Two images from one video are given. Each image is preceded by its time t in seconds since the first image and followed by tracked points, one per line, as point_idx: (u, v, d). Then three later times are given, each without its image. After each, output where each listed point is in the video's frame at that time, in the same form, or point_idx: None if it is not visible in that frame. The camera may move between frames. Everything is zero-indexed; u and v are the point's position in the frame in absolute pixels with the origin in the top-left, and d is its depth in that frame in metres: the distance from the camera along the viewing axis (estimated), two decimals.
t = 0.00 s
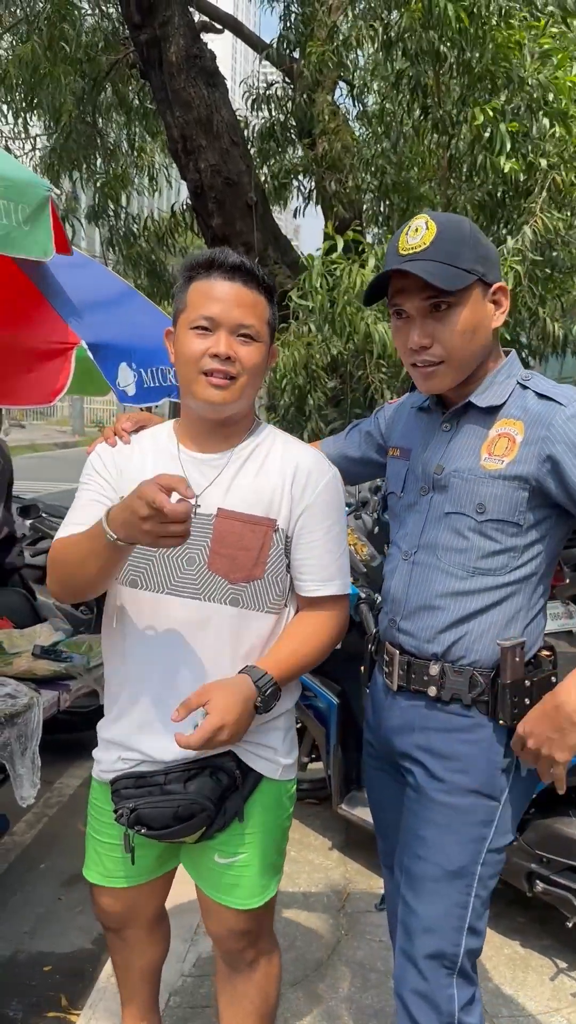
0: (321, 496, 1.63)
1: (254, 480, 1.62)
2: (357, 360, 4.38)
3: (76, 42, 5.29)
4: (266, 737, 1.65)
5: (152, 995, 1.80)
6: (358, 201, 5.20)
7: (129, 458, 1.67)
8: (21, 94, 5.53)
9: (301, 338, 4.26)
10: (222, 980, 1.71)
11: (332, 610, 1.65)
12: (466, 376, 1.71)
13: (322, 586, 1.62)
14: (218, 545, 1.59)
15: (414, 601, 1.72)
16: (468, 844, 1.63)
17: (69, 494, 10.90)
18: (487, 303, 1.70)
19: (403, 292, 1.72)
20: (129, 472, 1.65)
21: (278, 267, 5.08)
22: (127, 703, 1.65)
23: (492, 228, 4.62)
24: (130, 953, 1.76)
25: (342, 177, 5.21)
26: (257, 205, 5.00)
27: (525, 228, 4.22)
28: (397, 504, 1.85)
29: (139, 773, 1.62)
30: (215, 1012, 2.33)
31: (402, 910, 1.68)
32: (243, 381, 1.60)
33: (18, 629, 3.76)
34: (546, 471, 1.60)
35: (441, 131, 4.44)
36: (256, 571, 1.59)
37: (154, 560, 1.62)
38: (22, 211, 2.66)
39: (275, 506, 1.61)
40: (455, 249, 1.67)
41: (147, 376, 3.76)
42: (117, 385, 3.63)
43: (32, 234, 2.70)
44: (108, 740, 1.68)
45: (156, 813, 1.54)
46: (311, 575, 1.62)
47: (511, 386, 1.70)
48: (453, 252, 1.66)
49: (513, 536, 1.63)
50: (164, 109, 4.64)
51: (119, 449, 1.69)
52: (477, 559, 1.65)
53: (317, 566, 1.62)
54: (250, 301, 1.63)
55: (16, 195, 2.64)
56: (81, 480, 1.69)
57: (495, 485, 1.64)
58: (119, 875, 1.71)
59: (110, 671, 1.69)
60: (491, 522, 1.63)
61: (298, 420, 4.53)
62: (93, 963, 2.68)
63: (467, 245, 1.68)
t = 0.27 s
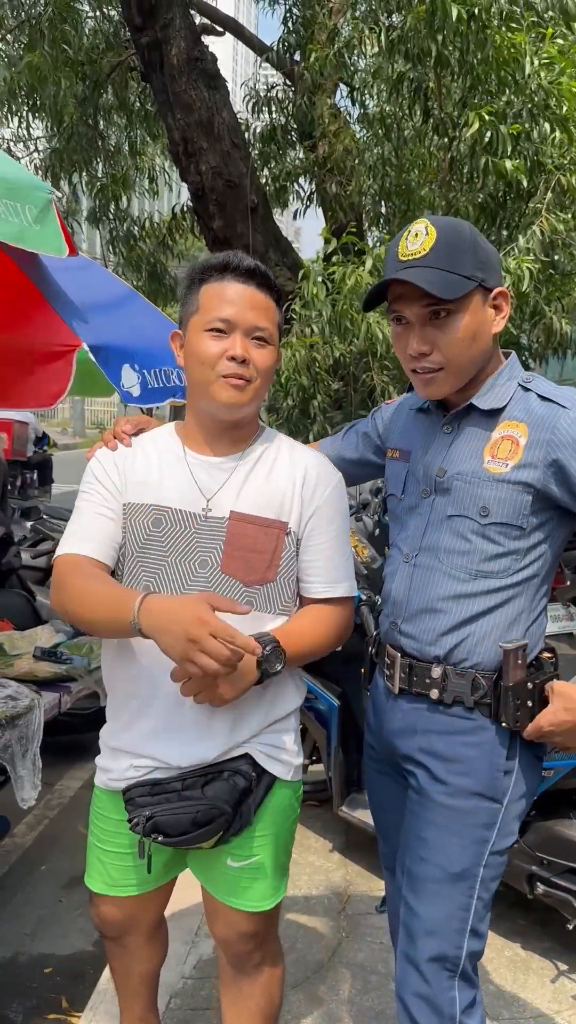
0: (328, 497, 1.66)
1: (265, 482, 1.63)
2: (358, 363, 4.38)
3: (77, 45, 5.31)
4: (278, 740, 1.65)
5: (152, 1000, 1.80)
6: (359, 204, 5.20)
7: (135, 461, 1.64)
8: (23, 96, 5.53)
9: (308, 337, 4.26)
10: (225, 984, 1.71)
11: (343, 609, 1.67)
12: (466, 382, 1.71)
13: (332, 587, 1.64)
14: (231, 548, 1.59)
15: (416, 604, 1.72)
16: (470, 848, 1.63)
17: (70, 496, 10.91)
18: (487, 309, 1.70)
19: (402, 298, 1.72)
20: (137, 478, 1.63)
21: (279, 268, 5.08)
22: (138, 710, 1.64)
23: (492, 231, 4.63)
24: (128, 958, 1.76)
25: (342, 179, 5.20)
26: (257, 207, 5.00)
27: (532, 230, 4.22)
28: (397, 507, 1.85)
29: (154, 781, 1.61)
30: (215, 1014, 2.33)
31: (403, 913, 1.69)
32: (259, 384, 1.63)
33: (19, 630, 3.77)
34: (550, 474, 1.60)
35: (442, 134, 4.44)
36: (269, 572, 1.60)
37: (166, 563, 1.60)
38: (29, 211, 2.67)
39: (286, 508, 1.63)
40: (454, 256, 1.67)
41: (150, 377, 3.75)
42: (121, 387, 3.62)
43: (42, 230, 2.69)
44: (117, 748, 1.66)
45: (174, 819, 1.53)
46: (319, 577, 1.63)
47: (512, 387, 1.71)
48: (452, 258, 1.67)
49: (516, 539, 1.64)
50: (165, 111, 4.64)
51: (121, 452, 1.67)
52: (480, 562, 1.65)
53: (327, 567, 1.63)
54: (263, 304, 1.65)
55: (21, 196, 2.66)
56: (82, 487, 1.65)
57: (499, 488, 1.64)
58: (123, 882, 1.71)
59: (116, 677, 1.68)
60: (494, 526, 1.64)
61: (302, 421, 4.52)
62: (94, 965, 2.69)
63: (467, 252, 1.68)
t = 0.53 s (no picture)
0: (332, 501, 1.68)
1: (270, 486, 1.63)
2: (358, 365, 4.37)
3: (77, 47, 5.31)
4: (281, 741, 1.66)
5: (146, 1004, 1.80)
6: (360, 206, 5.20)
7: (137, 467, 1.64)
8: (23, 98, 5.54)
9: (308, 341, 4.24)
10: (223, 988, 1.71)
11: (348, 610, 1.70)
12: (467, 385, 1.71)
13: (335, 591, 1.66)
14: (237, 556, 1.58)
15: (418, 607, 1.72)
16: (472, 850, 1.63)
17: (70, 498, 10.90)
18: (489, 313, 1.70)
19: (404, 302, 1.71)
20: (140, 484, 1.62)
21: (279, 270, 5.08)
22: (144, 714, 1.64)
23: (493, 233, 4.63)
24: (121, 963, 1.76)
25: (342, 181, 5.19)
26: (258, 209, 5.00)
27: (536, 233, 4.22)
28: (398, 510, 1.85)
29: (163, 782, 1.60)
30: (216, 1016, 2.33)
31: (405, 916, 1.68)
32: (266, 380, 1.63)
33: (19, 632, 3.76)
34: (557, 477, 1.61)
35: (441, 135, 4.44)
36: (275, 579, 1.61)
37: (171, 574, 1.58)
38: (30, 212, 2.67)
39: (291, 513, 1.64)
40: (457, 259, 1.67)
41: (151, 380, 3.76)
42: (122, 390, 3.63)
43: (45, 229, 2.69)
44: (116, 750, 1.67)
45: (183, 820, 1.53)
46: (323, 581, 1.65)
47: (513, 390, 1.72)
48: (455, 262, 1.66)
49: (521, 542, 1.64)
50: (165, 113, 4.64)
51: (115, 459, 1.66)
52: (484, 565, 1.64)
53: (330, 572, 1.66)
54: (272, 301, 1.66)
55: (22, 198, 2.67)
56: (78, 494, 1.67)
57: (505, 491, 1.64)
58: (121, 886, 1.71)
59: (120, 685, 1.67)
60: (500, 529, 1.63)
61: (303, 424, 4.52)
62: (94, 968, 2.68)
63: (470, 254, 1.68)
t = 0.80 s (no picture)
0: (329, 502, 1.67)
1: (266, 488, 1.63)
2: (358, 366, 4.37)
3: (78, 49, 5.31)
4: (276, 742, 1.66)
5: (143, 1005, 1.79)
6: (359, 207, 5.20)
7: (133, 467, 1.65)
8: (24, 99, 5.54)
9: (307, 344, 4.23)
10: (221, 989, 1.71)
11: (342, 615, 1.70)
12: (473, 388, 1.72)
13: (332, 594, 1.66)
14: (232, 558, 1.59)
15: (420, 609, 1.72)
16: (472, 852, 1.63)
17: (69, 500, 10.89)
18: (490, 314, 1.70)
19: (407, 303, 1.72)
20: (135, 483, 1.63)
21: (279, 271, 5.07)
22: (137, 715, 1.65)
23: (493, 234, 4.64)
24: (123, 962, 1.76)
25: (342, 183, 5.19)
26: (258, 211, 4.99)
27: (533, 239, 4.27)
28: (399, 511, 1.85)
29: (156, 785, 1.60)
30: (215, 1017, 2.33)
31: (405, 918, 1.68)
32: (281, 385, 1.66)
33: (19, 634, 3.76)
34: (559, 480, 1.62)
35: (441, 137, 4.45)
36: (271, 581, 1.61)
37: (166, 576, 1.60)
38: (30, 213, 2.67)
39: (288, 515, 1.63)
40: (458, 260, 1.67)
41: (148, 381, 3.74)
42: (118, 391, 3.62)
43: (45, 230, 2.69)
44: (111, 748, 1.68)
45: (178, 821, 1.53)
46: (321, 583, 1.65)
47: (514, 390, 1.72)
48: (457, 262, 1.66)
49: (524, 545, 1.64)
50: (165, 115, 4.65)
51: (112, 461, 1.67)
52: (487, 567, 1.65)
53: (326, 574, 1.66)
54: (273, 303, 1.67)
55: (22, 200, 2.67)
56: (74, 494, 1.69)
57: (507, 494, 1.64)
58: (118, 887, 1.70)
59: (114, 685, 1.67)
60: (502, 531, 1.63)
61: (302, 427, 4.51)
62: (93, 969, 2.68)
63: (472, 254, 1.68)
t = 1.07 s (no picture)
0: (325, 503, 1.65)
1: (262, 488, 1.63)
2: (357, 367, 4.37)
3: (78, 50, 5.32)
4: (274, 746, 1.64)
5: (143, 1005, 1.79)
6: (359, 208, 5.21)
7: (130, 468, 1.66)
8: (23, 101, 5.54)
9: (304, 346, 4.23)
10: (219, 991, 1.70)
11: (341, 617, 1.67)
12: (470, 387, 1.71)
13: (329, 593, 1.64)
14: (226, 558, 1.59)
15: (422, 612, 1.72)
16: (474, 854, 1.62)
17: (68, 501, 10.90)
18: (491, 313, 1.70)
19: (406, 302, 1.72)
20: (132, 485, 1.64)
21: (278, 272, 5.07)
22: (133, 717, 1.65)
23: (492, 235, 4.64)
24: (122, 963, 1.76)
25: (342, 184, 5.19)
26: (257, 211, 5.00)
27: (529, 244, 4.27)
28: (401, 513, 1.85)
29: (150, 786, 1.61)
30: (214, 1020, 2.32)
31: (408, 920, 1.68)
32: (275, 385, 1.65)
33: (18, 635, 3.76)
34: (560, 481, 1.62)
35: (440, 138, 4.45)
36: (265, 582, 1.60)
37: (162, 576, 1.60)
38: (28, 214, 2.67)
39: (282, 515, 1.62)
40: (458, 259, 1.67)
41: (151, 380, 3.77)
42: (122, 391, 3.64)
43: (42, 230, 2.68)
44: (111, 750, 1.68)
45: (170, 823, 1.53)
46: (318, 583, 1.63)
47: (514, 392, 1.72)
48: (459, 262, 1.67)
49: (525, 547, 1.64)
50: (164, 116, 4.64)
51: (109, 461, 1.68)
52: (488, 570, 1.65)
53: (323, 574, 1.63)
54: (266, 302, 1.66)
55: (20, 200, 2.66)
56: (72, 495, 1.69)
57: (508, 496, 1.64)
58: (116, 888, 1.70)
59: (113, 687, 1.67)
60: (503, 534, 1.63)
61: (298, 428, 4.52)
62: (92, 971, 2.67)
63: (471, 254, 1.68)
